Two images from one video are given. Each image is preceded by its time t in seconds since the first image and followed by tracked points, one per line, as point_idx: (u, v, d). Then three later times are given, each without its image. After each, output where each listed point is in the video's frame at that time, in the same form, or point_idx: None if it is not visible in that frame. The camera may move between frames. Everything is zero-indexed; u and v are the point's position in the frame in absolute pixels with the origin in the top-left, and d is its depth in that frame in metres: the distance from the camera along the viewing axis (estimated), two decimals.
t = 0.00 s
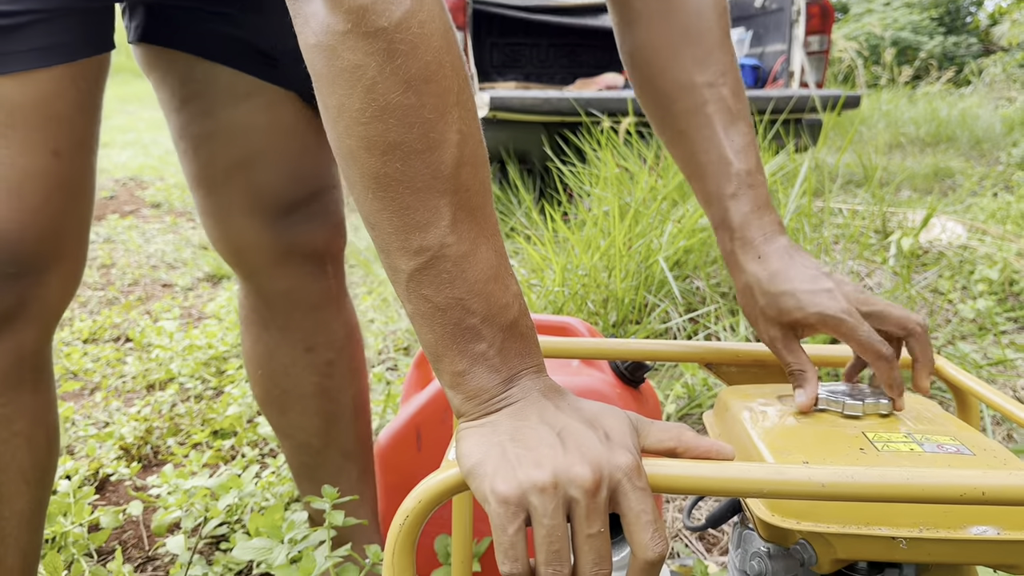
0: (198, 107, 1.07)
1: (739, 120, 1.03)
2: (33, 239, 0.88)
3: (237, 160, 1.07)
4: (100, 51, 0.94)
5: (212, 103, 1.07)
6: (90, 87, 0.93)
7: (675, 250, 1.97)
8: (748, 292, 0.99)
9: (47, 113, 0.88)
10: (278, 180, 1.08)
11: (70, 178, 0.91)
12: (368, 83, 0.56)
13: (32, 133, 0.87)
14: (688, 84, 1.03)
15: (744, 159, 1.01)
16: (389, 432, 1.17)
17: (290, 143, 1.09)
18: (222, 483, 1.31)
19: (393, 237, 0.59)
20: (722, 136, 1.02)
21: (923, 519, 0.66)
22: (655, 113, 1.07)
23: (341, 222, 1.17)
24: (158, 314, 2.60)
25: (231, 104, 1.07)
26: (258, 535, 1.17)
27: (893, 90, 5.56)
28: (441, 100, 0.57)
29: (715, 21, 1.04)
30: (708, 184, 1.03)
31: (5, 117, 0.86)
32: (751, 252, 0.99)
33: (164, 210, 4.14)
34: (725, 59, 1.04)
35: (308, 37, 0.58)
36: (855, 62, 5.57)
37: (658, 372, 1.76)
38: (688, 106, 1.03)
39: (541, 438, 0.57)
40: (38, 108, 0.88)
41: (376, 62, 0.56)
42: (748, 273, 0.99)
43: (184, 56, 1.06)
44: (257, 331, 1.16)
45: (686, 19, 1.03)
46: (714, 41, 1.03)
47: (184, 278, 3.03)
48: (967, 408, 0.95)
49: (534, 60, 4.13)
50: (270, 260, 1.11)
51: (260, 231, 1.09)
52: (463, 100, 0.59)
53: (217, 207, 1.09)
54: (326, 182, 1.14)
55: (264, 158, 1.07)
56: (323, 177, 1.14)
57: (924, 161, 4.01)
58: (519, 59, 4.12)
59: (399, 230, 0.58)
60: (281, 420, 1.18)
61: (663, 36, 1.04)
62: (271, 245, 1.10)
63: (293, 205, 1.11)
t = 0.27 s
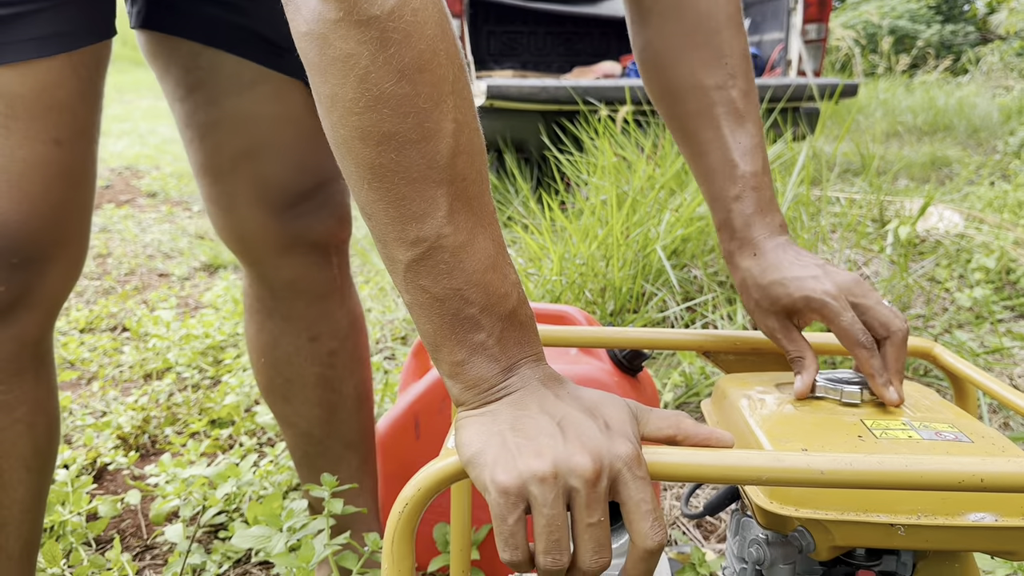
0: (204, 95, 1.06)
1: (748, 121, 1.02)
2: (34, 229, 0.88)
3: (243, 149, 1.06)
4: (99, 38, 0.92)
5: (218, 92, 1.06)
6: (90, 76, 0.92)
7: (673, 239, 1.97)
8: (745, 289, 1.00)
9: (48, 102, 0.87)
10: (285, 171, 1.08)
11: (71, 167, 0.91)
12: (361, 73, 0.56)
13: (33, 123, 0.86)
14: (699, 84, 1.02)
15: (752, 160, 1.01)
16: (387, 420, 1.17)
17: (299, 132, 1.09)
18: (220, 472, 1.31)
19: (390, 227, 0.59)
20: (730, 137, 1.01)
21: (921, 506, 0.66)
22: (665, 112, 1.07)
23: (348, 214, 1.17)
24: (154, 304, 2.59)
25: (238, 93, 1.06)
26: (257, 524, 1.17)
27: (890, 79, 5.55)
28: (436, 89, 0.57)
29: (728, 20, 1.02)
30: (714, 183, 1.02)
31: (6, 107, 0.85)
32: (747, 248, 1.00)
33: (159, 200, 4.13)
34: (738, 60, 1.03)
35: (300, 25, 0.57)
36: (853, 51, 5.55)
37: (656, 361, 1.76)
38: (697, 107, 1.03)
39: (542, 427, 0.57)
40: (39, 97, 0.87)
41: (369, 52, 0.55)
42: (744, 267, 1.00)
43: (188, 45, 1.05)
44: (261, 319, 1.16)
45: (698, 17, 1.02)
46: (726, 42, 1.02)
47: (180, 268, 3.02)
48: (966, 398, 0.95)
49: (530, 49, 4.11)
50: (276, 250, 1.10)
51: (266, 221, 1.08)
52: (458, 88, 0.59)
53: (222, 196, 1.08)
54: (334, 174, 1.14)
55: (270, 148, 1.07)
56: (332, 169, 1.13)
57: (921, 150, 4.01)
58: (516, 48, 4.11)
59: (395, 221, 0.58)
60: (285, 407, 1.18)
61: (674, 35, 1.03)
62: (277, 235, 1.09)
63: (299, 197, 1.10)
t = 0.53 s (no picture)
0: (200, 85, 1.06)
1: (741, 115, 1.02)
2: (32, 222, 0.88)
3: (239, 141, 1.06)
4: (96, 28, 0.91)
5: (215, 82, 1.06)
6: (87, 66, 0.92)
7: (670, 230, 1.97)
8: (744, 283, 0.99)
9: (45, 94, 0.87)
10: (280, 163, 1.07)
11: (69, 159, 0.91)
12: (362, 56, 0.55)
13: (30, 116, 0.86)
14: (693, 77, 1.02)
15: (746, 155, 1.00)
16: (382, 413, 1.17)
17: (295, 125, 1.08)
18: (216, 464, 1.31)
19: (390, 215, 0.58)
20: (723, 132, 1.01)
21: (918, 497, 0.66)
22: (655, 105, 1.06)
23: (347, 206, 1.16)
24: (150, 296, 2.59)
25: (235, 84, 1.05)
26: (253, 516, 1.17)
27: (887, 70, 5.53)
28: (438, 73, 0.56)
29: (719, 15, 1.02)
30: (707, 177, 1.02)
31: (3, 100, 0.85)
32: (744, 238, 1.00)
33: (155, 192, 4.11)
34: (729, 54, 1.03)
35: (300, 6, 0.56)
36: (850, 41, 5.53)
37: (652, 352, 1.76)
38: (690, 99, 1.02)
39: (539, 422, 0.57)
40: (37, 89, 0.86)
41: (371, 35, 0.54)
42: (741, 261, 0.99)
43: (183, 35, 1.04)
44: (258, 312, 1.15)
45: (689, 10, 1.01)
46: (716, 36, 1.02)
47: (176, 260, 3.01)
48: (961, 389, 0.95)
49: (527, 40, 4.10)
50: (272, 242, 1.10)
51: (260, 214, 1.08)
52: (460, 74, 0.58)
53: (218, 186, 1.08)
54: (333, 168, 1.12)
55: (265, 139, 1.06)
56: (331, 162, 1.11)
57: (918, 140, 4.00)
58: (512, 39, 4.09)
59: (395, 208, 0.58)
60: (281, 399, 1.18)
61: (667, 28, 1.02)
62: (272, 227, 1.09)
63: (298, 189, 1.09)
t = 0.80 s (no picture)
0: (212, 68, 1.06)
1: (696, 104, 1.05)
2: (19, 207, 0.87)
3: (262, 121, 1.06)
4: (84, 10, 0.90)
5: (227, 64, 1.06)
6: (74, 49, 0.91)
7: (667, 220, 1.96)
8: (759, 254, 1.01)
9: (32, 77, 0.86)
10: (305, 143, 1.07)
11: (57, 143, 0.90)
12: (372, 24, 0.54)
13: (16, 99, 0.85)
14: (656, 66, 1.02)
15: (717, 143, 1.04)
16: (380, 401, 1.17)
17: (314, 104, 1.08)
18: (212, 455, 1.31)
19: (392, 191, 0.57)
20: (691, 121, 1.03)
21: (916, 484, 0.65)
22: (605, 94, 1.04)
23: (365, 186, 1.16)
24: (146, 288, 2.58)
25: (249, 65, 1.06)
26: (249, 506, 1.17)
27: (885, 60, 5.52)
28: (446, 46, 0.56)
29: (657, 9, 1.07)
30: (677, 166, 1.03)
31: None
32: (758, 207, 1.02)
33: (151, 184, 4.10)
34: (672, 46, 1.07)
35: None
36: (848, 32, 5.51)
37: (649, 342, 1.75)
38: (660, 88, 1.02)
39: (538, 414, 0.56)
40: (24, 72, 0.86)
41: (381, 3, 0.54)
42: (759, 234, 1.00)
43: (189, 17, 1.04)
44: (275, 297, 1.14)
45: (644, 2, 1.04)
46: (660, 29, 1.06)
47: (172, 252, 3.00)
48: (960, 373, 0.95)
49: (524, 30, 4.08)
50: (295, 225, 1.09)
51: (287, 194, 1.07)
52: (466, 50, 0.58)
53: (236, 168, 1.07)
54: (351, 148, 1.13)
55: (288, 119, 1.06)
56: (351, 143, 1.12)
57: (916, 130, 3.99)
58: (509, 30, 4.08)
59: (399, 183, 0.57)
60: (293, 387, 1.16)
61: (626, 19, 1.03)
62: (297, 210, 1.08)
63: (318, 171, 1.08)
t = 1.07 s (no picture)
0: (183, 62, 1.04)
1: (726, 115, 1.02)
2: None
3: (240, 111, 1.05)
4: None
5: (196, 57, 1.04)
6: (38, 38, 0.91)
7: (663, 212, 1.95)
8: (788, 274, 0.98)
9: None
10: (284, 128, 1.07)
11: (17, 132, 0.90)
12: (304, 35, 0.53)
13: None
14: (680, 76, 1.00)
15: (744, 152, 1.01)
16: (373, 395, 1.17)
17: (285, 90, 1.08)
18: (206, 448, 1.30)
19: (349, 202, 0.56)
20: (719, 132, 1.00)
21: (909, 480, 0.65)
22: (629, 109, 1.03)
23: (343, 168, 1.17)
24: (141, 280, 2.57)
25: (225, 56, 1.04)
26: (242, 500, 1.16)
27: (882, 50, 5.50)
28: (384, 47, 0.55)
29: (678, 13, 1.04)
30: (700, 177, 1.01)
31: None
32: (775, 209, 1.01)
33: (146, 175, 4.08)
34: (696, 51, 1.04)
35: None
36: (846, 22, 5.48)
37: (645, 335, 1.75)
38: (683, 98, 1.00)
39: (526, 414, 0.56)
40: None
41: (312, 12, 0.52)
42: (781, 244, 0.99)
43: (159, 10, 1.02)
44: (259, 290, 1.12)
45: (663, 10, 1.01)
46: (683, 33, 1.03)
47: (168, 245, 2.99)
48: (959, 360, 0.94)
49: (521, 20, 4.06)
50: (279, 214, 1.08)
51: (270, 182, 1.06)
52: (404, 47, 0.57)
53: (217, 159, 1.05)
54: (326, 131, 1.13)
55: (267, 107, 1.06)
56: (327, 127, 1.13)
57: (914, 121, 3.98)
58: (506, 19, 4.06)
59: (354, 195, 0.56)
60: (281, 379, 1.14)
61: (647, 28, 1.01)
62: (281, 197, 1.07)
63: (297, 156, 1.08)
